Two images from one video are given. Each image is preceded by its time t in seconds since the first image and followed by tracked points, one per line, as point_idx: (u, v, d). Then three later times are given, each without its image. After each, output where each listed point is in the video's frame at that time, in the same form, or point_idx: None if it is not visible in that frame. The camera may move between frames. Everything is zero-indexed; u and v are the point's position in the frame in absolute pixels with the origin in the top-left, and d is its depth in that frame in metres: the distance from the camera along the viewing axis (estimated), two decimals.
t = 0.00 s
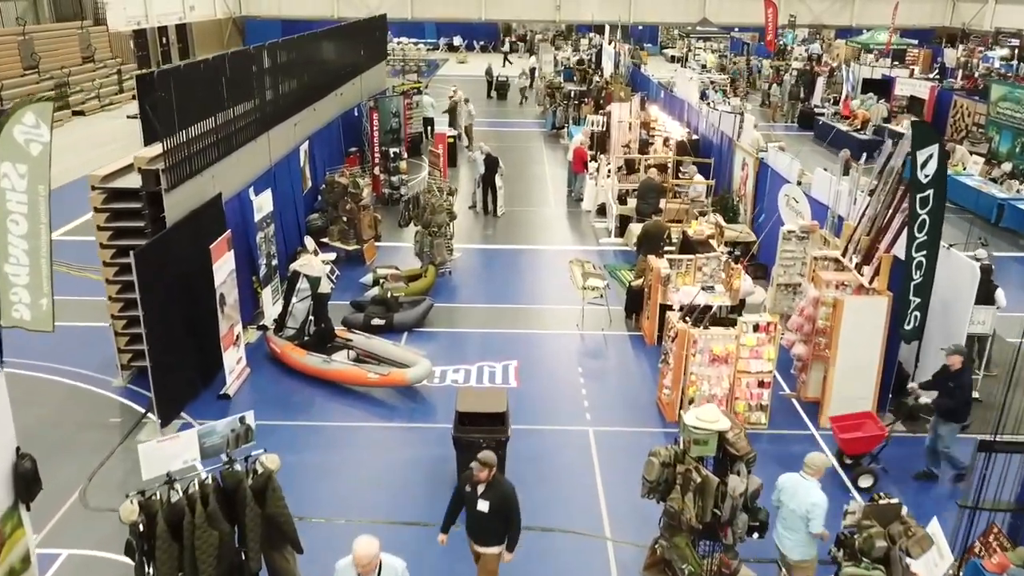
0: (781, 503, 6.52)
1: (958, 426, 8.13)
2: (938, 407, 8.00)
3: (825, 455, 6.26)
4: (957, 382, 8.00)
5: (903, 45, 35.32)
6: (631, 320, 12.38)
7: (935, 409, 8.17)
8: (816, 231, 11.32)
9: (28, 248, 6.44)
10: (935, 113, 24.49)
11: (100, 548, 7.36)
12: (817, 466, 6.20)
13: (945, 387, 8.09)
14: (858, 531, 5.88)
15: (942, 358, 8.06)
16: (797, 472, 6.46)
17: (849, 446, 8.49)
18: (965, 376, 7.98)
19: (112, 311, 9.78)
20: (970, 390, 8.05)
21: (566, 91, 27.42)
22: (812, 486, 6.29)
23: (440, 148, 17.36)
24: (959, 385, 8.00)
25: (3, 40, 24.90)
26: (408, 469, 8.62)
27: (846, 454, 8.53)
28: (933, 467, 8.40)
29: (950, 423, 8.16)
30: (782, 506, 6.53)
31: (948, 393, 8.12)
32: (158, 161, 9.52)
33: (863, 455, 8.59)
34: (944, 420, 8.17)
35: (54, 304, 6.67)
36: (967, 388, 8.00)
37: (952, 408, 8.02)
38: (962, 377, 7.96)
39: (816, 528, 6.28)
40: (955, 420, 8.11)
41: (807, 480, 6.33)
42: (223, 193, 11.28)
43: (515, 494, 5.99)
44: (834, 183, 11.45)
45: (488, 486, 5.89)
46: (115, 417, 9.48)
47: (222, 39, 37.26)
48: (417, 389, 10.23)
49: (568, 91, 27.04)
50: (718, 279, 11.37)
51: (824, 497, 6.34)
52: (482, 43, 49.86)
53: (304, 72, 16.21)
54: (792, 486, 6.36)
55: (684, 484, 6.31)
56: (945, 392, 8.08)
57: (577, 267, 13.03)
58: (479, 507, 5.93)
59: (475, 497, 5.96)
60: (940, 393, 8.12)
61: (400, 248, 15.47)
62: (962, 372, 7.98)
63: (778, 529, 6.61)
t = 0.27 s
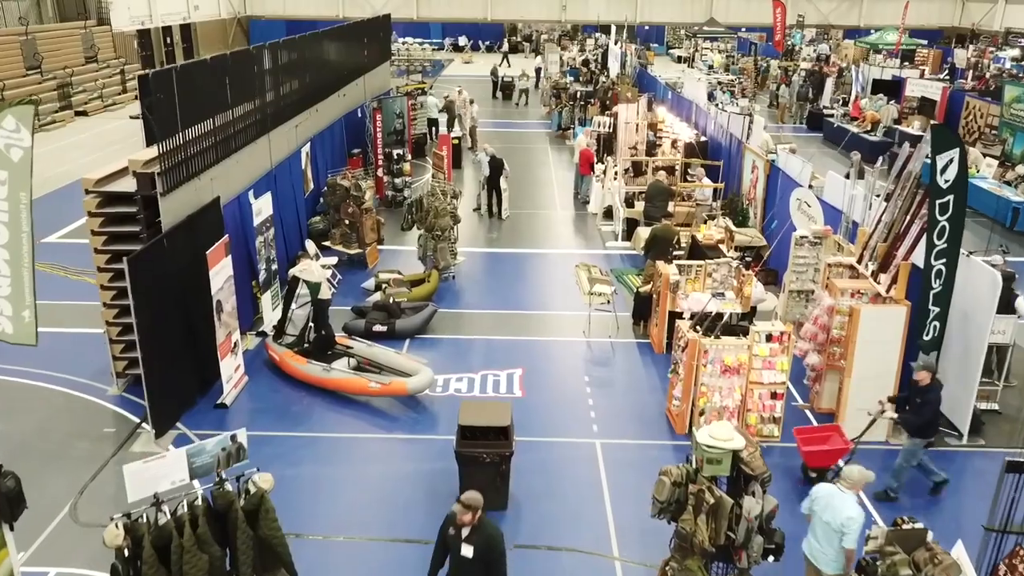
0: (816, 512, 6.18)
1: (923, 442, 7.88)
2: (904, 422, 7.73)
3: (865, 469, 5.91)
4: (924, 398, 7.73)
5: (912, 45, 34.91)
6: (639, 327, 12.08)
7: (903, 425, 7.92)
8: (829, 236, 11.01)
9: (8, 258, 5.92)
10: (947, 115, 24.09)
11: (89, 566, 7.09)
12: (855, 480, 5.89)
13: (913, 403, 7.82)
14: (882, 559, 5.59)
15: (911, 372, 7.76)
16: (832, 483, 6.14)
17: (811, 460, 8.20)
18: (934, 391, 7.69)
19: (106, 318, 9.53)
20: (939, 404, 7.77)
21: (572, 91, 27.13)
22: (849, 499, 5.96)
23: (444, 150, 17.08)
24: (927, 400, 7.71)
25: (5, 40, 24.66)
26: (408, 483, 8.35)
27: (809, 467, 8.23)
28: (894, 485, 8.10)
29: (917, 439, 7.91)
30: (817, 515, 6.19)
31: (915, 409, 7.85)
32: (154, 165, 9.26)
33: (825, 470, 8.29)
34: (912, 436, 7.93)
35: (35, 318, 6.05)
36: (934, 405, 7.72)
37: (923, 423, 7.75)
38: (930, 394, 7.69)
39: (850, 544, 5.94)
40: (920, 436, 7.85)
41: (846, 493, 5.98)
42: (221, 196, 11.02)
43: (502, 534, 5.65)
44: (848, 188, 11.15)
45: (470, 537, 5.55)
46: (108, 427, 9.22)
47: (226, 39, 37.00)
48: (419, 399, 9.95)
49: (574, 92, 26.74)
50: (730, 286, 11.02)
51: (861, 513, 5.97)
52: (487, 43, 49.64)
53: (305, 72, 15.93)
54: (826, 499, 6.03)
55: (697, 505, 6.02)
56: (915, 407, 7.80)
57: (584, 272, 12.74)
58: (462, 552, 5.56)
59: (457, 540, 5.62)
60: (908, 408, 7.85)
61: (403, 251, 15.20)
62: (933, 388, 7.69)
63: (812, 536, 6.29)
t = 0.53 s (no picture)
0: (852, 532, 6.01)
1: (891, 454, 7.62)
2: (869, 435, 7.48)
3: (909, 492, 5.94)
4: (891, 409, 7.45)
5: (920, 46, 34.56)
6: (646, 334, 11.80)
7: (870, 436, 7.68)
8: (841, 241, 10.74)
9: None
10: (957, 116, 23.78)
11: None
12: (898, 500, 5.90)
13: (880, 414, 7.57)
14: None
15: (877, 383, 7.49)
16: (872, 504, 6.04)
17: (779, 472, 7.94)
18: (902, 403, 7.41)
19: (100, 325, 9.29)
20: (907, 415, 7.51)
21: (577, 92, 26.87)
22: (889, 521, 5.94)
23: (447, 152, 16.84)
24: (894, 412, 7.44)
25: (8, 39, 24.40)
26: (408, 496, 8.09)
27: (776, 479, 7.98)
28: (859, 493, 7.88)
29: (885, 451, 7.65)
30: (851, 536, 6.01)
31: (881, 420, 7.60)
32: (148, 167, 9.03)
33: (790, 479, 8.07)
34: (879, 447, 7.67)
35: (18, 330, 5.71)
36: (902, 416, 7.46)
37: (889, 436, 7.50)
38: (895, 406, 7.41)
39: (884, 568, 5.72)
40: (886, 448, 7.61)
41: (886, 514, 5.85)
42: (219, 199, 10.79)
43: None
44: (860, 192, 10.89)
45: (454, 575, 5.31)
46: (101, 437, 8.99)
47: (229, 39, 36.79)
48: (420, 408, 9.70)
49: (579, 93, 26.46)
50: (738, 292, 10.87)
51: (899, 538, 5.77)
52: (492, 43, 49.49)
53: (307, 72, 15.69)
54: (865, 513, 5.90)
55: (709, 525, 5.79)
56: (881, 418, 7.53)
57: (589, 276, 12.47)
58: None
59: None
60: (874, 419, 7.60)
61: (405, 255, 14.96)
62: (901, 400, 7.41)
63: (844, 560, 6.05)
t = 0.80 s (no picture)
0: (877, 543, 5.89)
1: (844, 468, 7.57)
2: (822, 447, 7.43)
3: (936, 505, 5.65)
4: (845, 421, 7.42)
5: (928, 46, 34.20)
6: (652, 342, 11.49)
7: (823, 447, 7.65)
8: (853, 247, 10.44)
9: None
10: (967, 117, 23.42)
11: None
12: (924, 514, 5.62)
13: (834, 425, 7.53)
14: None
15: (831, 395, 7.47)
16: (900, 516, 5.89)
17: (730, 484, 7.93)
18: (854, 414, 7.38)
19: (90, 333, 9.03)
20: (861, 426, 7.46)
21: (581, 93, 26.58)
22: (913, 533, 5.68)
23: (450, 154, 16.57)
24: (847, 423, 7.40)
25: (8, 40, 24.16)
26: (406, 514, 7.80)
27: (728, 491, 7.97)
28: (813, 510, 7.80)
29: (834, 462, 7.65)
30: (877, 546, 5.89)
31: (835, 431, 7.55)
32: (141, 172, 8.77)
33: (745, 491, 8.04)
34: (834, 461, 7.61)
35: None
36: (855, 426, 7.40)
37: (842, 448, 7.44)
38: (849, 415, 7.38)
39: None
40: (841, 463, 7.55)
41: (910, 525, 5.71)
42: (215, 204, 10.53)
43: None
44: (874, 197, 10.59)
45: None
46: (90, 450, 8.73)
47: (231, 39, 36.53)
48: (419, 419, 9.42)
49: (583, 93, 26.16)
50: (747, 299, 10.62)
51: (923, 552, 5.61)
52: (495, 43, 49.22)
53: (307, 73, 15.42)
54: (888, 523, 5.78)
55: (720, 551, 5.50)
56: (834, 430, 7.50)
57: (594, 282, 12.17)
58: None
59: None
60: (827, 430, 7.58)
61: (406, 259, 14.69)
62: (852, 411, 7.41)
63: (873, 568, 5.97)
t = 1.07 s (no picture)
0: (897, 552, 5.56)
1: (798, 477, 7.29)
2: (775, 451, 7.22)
3: (952, 516, 5.48)
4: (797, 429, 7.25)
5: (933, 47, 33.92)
6: (656, 349, 11.24)
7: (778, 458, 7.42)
8: (863, 252, 10.21)
9: None
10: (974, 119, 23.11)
11: None
12: (940, 526, 5.43)
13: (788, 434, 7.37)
14: None
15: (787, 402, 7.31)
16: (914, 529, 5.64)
17: (683, 492, 7.47)
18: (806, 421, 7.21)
19: (81, 341, 8.81)
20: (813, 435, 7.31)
21: (583, 93, 26.33)
22: (930, 545, 5.43)
23: (450, 156, 16.32)
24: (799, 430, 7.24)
25: (7, 40, 23.92)
26: (403, 529, 7.56)
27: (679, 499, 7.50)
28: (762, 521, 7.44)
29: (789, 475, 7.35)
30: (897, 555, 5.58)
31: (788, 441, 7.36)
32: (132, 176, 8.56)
33: (699, 501, 7.55)
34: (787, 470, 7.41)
35: None
36: (806, 435, 7.26)
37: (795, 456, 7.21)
38: (801, 423, 7.22)
39: None
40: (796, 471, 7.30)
41: (927, 538, 5.46)
42: (210, 209, 10.31)
43: None
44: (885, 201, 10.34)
45: None
46: (80, 461, 8.51)
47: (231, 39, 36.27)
48: (419, 430, 9.18)
49: (586, 94, 25.92)
50: (754, 306, 10.36)
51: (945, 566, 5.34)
52: (497, 43, 49.01)
53: (306, 74, 15.20)
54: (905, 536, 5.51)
55: None
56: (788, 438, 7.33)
57: (597, 288, 11.92)
58: None
59: None
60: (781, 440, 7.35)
61: (406, 263, 14.45)
62: (806, 418, 7.21)
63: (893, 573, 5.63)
